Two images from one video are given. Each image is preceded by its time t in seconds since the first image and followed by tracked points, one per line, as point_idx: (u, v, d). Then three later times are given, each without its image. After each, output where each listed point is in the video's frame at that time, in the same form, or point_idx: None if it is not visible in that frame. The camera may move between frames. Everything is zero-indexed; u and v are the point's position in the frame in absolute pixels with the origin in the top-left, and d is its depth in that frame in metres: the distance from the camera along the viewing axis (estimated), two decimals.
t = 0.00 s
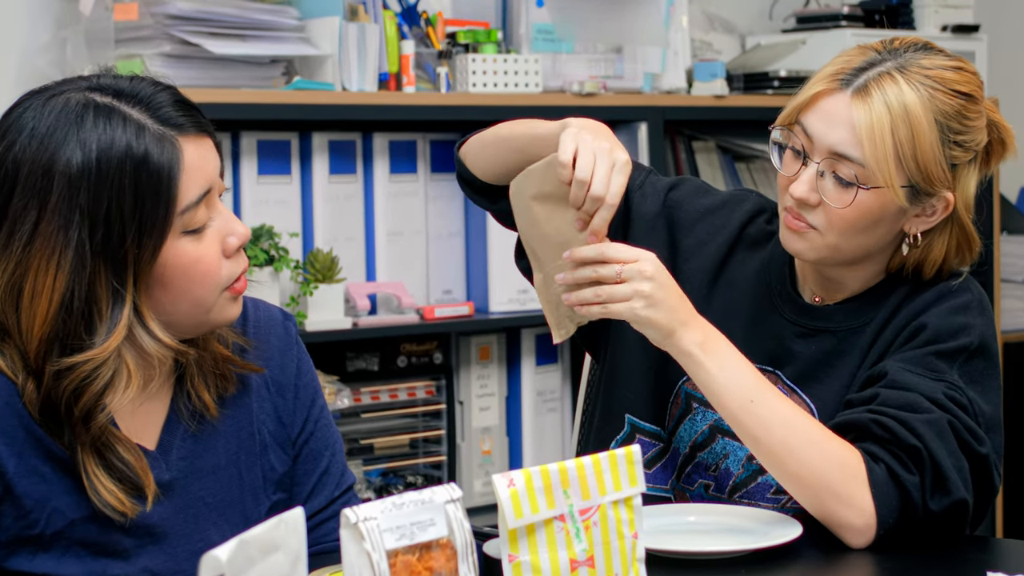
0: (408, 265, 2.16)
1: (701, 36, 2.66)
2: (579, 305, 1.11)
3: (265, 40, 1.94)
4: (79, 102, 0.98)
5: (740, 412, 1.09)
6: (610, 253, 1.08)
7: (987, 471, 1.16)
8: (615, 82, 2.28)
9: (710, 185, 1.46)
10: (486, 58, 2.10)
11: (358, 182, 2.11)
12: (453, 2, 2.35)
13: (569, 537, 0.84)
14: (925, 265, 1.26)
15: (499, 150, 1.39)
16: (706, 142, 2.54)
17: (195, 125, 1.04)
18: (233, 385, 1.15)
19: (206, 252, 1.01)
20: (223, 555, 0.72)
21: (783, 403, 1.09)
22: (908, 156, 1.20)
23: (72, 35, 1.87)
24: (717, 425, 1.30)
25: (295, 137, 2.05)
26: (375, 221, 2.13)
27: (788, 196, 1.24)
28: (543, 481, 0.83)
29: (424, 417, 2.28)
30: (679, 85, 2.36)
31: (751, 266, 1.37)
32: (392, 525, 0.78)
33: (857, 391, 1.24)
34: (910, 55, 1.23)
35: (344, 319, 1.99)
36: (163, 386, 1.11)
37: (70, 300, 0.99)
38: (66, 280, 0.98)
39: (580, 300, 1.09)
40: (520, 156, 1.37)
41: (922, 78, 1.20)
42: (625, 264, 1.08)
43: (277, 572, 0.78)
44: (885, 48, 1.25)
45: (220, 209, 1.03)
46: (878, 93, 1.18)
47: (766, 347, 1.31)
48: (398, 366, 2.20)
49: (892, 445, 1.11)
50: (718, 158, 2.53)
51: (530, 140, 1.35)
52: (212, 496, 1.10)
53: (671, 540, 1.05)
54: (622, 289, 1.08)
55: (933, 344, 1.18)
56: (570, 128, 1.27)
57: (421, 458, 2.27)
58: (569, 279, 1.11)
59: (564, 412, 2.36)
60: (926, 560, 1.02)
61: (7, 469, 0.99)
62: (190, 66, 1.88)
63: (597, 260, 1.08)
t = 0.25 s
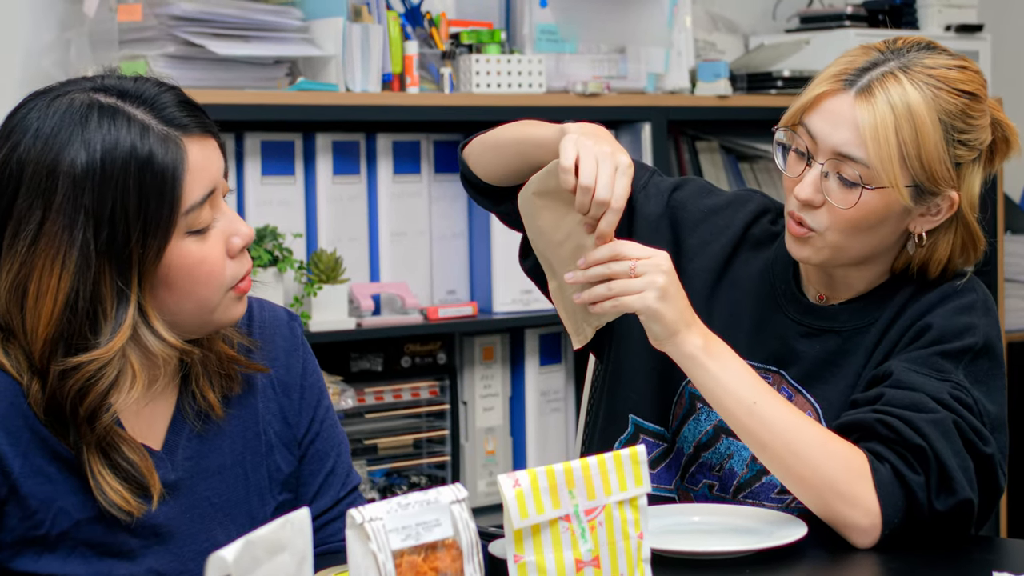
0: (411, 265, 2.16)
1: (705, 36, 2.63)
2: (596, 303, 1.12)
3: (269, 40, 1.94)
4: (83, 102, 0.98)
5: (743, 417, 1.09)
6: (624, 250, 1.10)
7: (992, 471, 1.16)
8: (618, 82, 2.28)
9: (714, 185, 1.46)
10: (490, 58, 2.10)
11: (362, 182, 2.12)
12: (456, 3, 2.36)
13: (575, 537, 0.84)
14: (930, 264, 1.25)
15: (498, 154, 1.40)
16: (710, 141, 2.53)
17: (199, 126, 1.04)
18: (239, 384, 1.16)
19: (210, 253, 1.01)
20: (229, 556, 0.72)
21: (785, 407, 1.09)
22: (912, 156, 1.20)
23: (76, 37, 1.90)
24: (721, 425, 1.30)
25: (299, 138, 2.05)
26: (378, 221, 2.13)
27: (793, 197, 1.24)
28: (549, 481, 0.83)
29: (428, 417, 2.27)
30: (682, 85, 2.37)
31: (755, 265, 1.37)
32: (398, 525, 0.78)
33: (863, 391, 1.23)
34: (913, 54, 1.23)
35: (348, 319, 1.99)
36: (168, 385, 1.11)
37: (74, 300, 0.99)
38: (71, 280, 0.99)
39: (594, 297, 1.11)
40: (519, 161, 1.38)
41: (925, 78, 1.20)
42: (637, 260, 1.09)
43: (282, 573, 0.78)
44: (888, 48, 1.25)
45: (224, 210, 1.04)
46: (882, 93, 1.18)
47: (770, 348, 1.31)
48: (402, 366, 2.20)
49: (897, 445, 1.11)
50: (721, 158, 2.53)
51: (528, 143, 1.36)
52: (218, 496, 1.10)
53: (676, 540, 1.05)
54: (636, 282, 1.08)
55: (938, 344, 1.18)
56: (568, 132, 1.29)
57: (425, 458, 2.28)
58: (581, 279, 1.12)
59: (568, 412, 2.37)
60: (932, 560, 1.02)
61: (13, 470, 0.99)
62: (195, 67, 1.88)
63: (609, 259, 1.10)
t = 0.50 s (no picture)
0: (412, 264, 2.16)
1: (705, 35, 2.68)
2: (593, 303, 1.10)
3: (268, 39, 1.94)
4: (82, 101, 0.98)
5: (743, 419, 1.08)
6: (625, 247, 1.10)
7: (992, 471, 1.16)
8: (619, 81, 2.28)
9: (716, 185, 1.46)
10: (490, 57, 2.11)
11: (362, 181, 2.12)
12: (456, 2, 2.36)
13: (575, 535, 0.84)
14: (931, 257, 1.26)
15: (498, 154, 1.40)
16: (710, 140, 2.53)
17: (199, 124, 1.04)
18: (239, 383, 1.15)
19: (210, 251, 1.01)
20: (228, 554, 0.72)
21: (783, 408, 1.09)
22: (907, 148, 1.20)
23: (76, 36, 1.89)
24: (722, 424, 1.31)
25: (299, 137, 2.05)
26: (378, 220, 2.13)
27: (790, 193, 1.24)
28: (548, 479, 0.83)
29: (428, 416, 2.27)
30: (682, 84, 2.37)
31: (757, 264, 1.37)
32: (397, 524, 0.78)
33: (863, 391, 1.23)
34: (905, 47, 1.24)
35: (349, 318, 1.99)
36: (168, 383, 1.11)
37: (74, 298, 0.99)
38: (71, 279, 0.99)
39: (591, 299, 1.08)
40: (516, 162, 1.38)
41: (918, 70, 1.20)
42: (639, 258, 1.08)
43: (282, 571, 0.78)
44: (881, 43, 1.26)
45: (223, 208, 1.04)
46: (875, 86, 1.19)
47: (770, 347, 1.31)
48: (402, 365, 2.20)
49: (898, 445, 1.11)
50: (721, 157, 2.53)
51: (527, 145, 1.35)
52: (218, 495, 1.10)
53: (677, 539, 1.05)
54: (640, 279, 1.07)
55: (939, 343, 1.18)
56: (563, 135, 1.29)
57: (425, 457, 2.27)
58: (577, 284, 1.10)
59: (568, 411, 2.37)
60: (932, 559, 1.02)
61: (13, 469, 0.99)
62: (194, 67, 1.88)
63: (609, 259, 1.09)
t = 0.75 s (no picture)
0: (412, 266, 2.16)
1: (705, 36, 2.63)
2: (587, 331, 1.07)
3: (268, 41, 1.94)
4: (81, 103, 0.99)
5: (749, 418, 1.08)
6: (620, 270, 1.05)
7: (993, 474, 1.16)
8: (618, 82, 2.28)
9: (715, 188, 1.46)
10: (490, 59, 2.10)
11: (362, 183, 2.12)
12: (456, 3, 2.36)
13: (574, 537, 0.84)
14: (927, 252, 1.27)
15: (504, 154, 1.40)
16: (710, 142, 2.53)
17: (198, 125, 1.04)
18: (239, 385, 1.16)
19: (209, 252, 1.01)
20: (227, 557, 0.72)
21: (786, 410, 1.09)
22: (903, 141, 1.20)
23: (76, 38, 1.92)
24: (720, 426, 1.31)
25: (299, 139, 2.05)
26: (379, 222, 2.13)
27: (787, 190, 1.24)
28: (547, 481, 0.83)
29: (428, 418, 2.27)
30: (682, 85, 2.36)
31: (755, 267, 1.37)
32: (396, 526, 0.78)
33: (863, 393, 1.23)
34: (897, 43, 1.25)
35: (349, 320, 1.99)
36: (168, 385, 1.11)
37: (74, 300, 0.99)
38: (71, 281, 0.99)
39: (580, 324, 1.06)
40: (527, 161, 1.38)
41: (912, 64, 1.21)
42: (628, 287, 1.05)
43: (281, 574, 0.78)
44: (874, 39, 1.27)
45: (222, 210, 1.04)
46: (869, 80, 1.19)
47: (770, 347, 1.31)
48: (402, 367, 2.20)
49: (901, 448, 1.10)
50: (721, 158, 2.53)
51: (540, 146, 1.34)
52: (218, 497, 1.10)
53: (675, 541, 1.05)
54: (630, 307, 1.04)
55: (940, 346, 1.17)
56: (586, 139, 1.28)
57: (426, 459, 2.27)
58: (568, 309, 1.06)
59: (569, 413, 2.37)
60: (932, 561, 1.01)
61: (13, 471, 0.99)
62: (195, 68, 1.88)
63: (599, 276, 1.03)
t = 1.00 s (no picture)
0: (414, 266, 2.17)
1: (707, 36, 2.62)
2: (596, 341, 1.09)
3: (270, 42, 1.95)
4: (79, 101, 0.99)
5: (754, 415, 1.08)
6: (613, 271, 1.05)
7: (995, 471, 1.16)
8: (620, 83, 2.27)
9: (714, 189, 1.45)
10: (492, 59, 2.11)
11: (365, 183, 2.12)
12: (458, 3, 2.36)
13: (576, 536, 0.84)
14: (929, 242, 1.27)
15: (506, 150, 1.40)
16: (712, 141, 2.53)
17: (197, 121, 1.04)
18: (243, 389, 1.16)
19: (208, 247, 1.01)
20: (230, 556, 0.72)
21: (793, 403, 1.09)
22: (908, 128, 1.21)
23: (79, 38, 1.89)
24: (721, 425, 1.30)
25: (302, 139, 2.06)
26: (382, 221, 2.13)
27: (791, 179, 1.23)
28: (549, 480, 0.83)
29: (432, 418, 2.27)
30: (685, 85, 2.36)
31: (754, 266, 1.38)
32: (398, 525, 0.78)
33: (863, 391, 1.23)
34: (896, 34, 1.26)
35: (352, 320, 2.00)
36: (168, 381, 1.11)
37: (73, 295, 0.99)
38: (70, 275, 0.99)
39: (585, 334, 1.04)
40: (531, 147, 1.37)
41: (913, 53, 1.22)
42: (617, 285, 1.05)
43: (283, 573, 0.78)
44: (872, 31, 1.28)
45: (222, 205, 1.03)
46: (873, 68, 1.20)
47: (771, 346, 1.31)
48: (405, 367, 2.20)
49: (903, 445, 1.10)
50: (724, 158, 2.53)
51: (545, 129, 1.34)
52: (221, 496, 1.10)
53: (676, 540, 1.05)
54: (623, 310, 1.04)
55: (940, 344, 1.17)
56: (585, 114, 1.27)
57: (429, 458, 2.27)
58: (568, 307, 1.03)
59: (572, 412, 2.37)
60: (933, 559, 1.01)
61: (17, 471, 0.99)
62: (198, 69, 1.88)
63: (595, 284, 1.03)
